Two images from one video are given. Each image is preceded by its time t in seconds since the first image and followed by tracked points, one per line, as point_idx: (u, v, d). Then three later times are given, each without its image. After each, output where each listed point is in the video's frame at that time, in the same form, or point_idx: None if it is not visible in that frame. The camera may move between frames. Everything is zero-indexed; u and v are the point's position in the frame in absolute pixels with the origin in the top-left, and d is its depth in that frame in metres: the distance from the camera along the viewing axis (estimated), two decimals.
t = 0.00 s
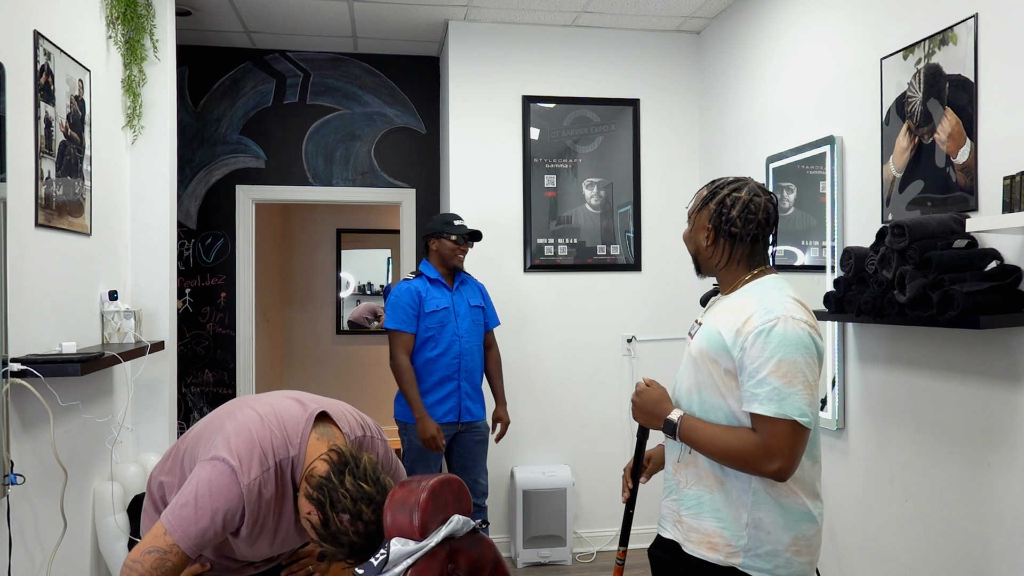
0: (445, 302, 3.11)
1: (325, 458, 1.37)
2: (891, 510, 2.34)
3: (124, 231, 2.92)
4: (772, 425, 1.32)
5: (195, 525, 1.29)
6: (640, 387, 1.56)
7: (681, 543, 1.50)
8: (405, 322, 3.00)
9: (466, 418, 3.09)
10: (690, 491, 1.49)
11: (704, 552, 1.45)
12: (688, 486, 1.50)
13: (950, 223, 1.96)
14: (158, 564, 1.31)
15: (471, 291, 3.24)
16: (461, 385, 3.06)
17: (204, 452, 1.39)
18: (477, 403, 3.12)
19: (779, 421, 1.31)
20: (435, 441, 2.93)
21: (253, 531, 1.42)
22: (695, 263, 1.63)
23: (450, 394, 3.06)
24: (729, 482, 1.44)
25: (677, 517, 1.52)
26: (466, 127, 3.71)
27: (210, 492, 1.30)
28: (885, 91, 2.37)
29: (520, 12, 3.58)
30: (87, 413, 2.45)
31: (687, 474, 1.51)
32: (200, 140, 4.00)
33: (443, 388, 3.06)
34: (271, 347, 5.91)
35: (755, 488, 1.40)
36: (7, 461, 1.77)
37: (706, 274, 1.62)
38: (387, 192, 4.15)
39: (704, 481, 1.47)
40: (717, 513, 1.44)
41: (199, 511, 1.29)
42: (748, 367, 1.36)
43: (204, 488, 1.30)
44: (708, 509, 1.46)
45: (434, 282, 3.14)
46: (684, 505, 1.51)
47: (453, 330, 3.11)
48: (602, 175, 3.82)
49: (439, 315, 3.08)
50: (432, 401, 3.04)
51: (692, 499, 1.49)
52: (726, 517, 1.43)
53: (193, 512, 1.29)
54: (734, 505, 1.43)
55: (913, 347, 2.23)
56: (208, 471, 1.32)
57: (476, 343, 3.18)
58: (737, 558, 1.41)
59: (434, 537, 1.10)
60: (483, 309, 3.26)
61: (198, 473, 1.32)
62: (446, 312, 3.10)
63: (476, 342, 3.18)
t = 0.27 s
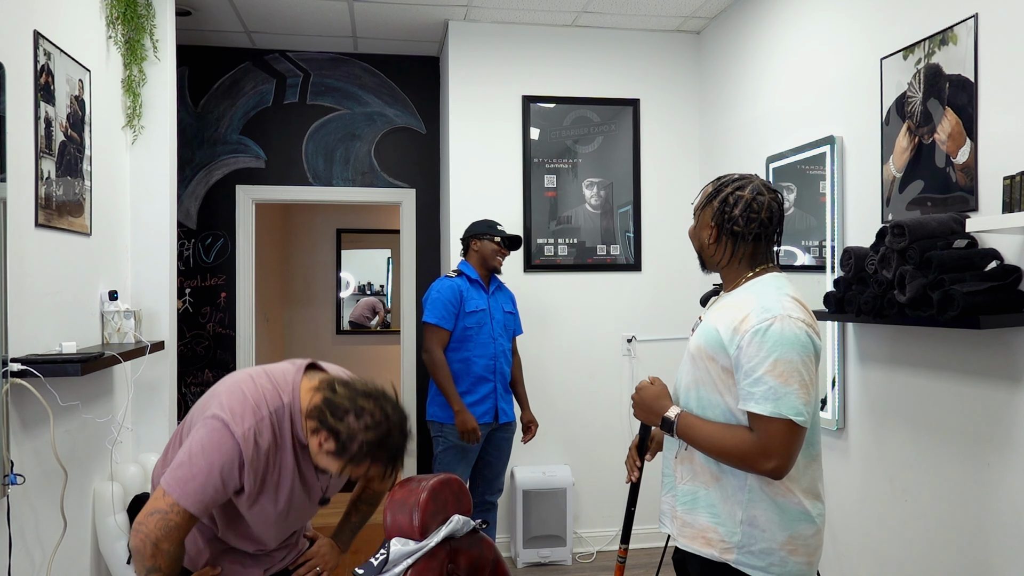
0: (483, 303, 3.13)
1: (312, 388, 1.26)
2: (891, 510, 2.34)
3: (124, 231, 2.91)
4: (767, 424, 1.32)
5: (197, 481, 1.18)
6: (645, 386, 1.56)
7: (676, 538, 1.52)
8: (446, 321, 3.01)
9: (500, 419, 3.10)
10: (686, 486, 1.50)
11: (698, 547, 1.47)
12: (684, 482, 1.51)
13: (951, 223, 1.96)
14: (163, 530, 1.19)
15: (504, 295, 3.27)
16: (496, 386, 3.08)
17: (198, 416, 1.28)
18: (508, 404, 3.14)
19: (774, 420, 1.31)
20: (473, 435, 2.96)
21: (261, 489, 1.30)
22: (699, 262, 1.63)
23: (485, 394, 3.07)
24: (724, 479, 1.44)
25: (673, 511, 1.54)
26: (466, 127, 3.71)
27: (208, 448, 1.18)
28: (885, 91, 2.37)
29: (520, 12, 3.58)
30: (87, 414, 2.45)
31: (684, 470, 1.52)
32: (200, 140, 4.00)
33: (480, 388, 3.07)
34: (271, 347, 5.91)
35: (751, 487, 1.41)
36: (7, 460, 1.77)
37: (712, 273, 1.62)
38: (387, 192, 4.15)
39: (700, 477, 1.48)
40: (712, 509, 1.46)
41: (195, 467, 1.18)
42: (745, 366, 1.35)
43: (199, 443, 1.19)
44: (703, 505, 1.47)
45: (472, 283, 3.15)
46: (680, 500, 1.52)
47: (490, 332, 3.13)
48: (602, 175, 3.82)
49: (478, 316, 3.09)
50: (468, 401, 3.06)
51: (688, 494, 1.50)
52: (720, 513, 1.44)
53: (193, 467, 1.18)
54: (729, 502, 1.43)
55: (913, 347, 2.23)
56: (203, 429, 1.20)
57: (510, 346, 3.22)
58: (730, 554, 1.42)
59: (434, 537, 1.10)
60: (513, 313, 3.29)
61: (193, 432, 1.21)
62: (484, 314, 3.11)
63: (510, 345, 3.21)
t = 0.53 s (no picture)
0: (511, 304, 3.09)
1: (238, 277, 1.51)
2: (892, 510, 2.34)
3: (124, 231, 2.91)
4: (759, 421, 1.31)
5: (198, 395, 1.30)
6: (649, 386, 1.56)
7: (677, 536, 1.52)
8: (473, 318, 2.99)
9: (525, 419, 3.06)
10: (686, 484, 1.50)
11: (698, 545, 1.47)
12: (684, 479, 1.52)
13: (951, 223, 1.96)
14: (200, 454, 1.31)
15: (532, 299, 3.23)
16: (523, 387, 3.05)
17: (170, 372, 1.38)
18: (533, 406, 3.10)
19: (766, 418, 1.31)
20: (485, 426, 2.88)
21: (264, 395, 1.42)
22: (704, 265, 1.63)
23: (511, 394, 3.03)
24: (724, 477, 1.44)
25: (674, 509, 1.54)
26: (466, 127, 3.71)
27: (189, 367, 1.31)
28: (885, 91, 2.37)
29: (520, 12, 3.58)
30: (87, 414, 2.45)
31: (684, 468, 1.52)
32: (200, 140, 4.00)
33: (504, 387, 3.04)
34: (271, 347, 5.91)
35: (751, 485, 1.40)
36: (7, 460, 1.77)
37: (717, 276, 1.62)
38: (387, 192, 4.15)
39: (700, 475, 1.48)
40: (712, 507, 1.46)
41: (191, 381, 1.30)
42: (739, 364, 1.36)
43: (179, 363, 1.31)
44: (704, 503, 1.47)
45: (505, 283, 3.12)
46: (680, 498, 1.52)
47: (518, 333, 3.10)
48: (602, 175, 3.82)
49: (506, 316, 3.06)
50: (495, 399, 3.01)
51: (687, 492, 1.50)
52: (721, 511, 1.44)
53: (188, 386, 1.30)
54: (729, 500, 1.43)
55: (913, 347, 2.23)
56: (176, 358, 1.33)
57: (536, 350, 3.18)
58: (731, 552, 1.42)
59: (434, 537, 1.10)
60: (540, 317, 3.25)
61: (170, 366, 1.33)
62: (513, 314, 3.08)
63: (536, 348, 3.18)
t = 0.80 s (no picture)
0: (542, 307, 3.03)
1: (210, 270, 1.58)
2: (892, 509, 2.34)
3: (124, 231, 2.91)
4: (756, 419, 1.31)
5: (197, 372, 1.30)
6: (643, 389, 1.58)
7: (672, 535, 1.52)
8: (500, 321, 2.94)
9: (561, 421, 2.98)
10: (683, 482, 1.51)
11: (693, 543, 1.47)
12: (680, 477, 1.52)
13: (951, 223, 1.96)
14: (202, 419, 1.25)
15: (562, 301, 3.17)
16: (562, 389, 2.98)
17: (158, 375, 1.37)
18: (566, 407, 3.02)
19: (762, 415, 1.31)
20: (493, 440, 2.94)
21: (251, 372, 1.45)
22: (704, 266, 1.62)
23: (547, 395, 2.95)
24: (720, 476, 1.45)
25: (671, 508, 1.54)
26: (466, 127, 3.71)
27: (179, 346, 1.32)
28: (885, 91, 2.37)
29: (521, 12, 3.58)
30: (87, 413, 2.46)
31: (681, 466, 1.52)
32: (200, 140, 4.00)
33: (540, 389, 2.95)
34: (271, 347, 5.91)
35: (747, 484, 1.41)
36: (7, 460, 1.77)
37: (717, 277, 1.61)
38: (387, 192, 4.15)
39: (696, 473, 1.48)
40: (708, 505, 1.46)
41: (185, 360, 1.31)
42: (736, 361, 1.36)
43: (169, 348, 1.33)
44: (700, 501, 1.47)
45: (533, 287, 3.04)
46: (676, 497, 1.53)
47: (549, 335, 3.03)
48: (602, 174, 3.82)
49: (535, 318, 3.00)
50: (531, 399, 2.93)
51: (683, 490, 1.51)
52: (716, 510, 1.45)
53: (182, 366, 1.30)
54: (725, 499, 1.44)
55: (913, 347, 2.23)
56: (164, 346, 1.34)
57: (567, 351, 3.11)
58: (726, 551, 1.42)
59: (435, 537, 1.10)
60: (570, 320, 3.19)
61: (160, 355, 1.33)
62: (543, 316, 3.02)
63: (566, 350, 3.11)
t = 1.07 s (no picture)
0: (574, 309, 2.99)
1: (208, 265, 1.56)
2: (892, 510, 2.34)
3: (124, 231, 2.91)
4: (758, 419, 1.31)
5: (193, 367, 1.34)
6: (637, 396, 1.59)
7: (672, 537, 1.52)
8: (537, 329, 2.89)
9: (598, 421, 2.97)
10: (682, 483, 1.51)
11: (694, 544, 1.47)
12: (679, 479, 1.52)
13: (950, 223, 1.96)
14: (199, 414, 1.29)
15: (594, 297, 3.12)
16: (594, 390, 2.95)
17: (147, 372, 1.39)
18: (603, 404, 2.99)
19: (762, 414, 1.31)
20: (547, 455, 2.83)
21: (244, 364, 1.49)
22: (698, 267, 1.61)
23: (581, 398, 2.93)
24: (719, 477, 1.45)
25: (671, 509, 1.54)
26: (466, 127, 3.71)
27: (175, 342, 1.35)
28: (885, 91, 2.37)
29: (521, 12, 3.58)
30: (87, 413, 2.46)
31: (680, 467, 1.52)
32: (200, 140, 4.00)
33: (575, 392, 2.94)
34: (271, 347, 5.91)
35: (747, 484, 1.41)
36: (7, 461, 1.77)
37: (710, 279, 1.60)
38: (387, 192, 4.15)
39: (696, 474, 1.48)
40: (708, 506, 1.46)
41: (182, 356, 1.34)
42: (736, 361, 1.36)
43: (165, 344, 1.35)
44: (700, 502, 1.48)
45: (563, 288, 3.01)
46: (676, 498, 1.53)
47: (582, 336, 3.00)
48: (602, 175, 3.82)
49: (569, 322, 2.96)
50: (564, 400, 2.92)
51: (683, 491, 1.51)
52: (716, 510, 1.45)
53: (178, 361, 1.34)
54: (725, 499, 1.44)
55: (913, 347, 2.23)
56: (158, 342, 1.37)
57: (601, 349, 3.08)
58: (726, 552, 1.42)
59: (434, 537, 1.10)
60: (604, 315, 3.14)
61: (154, 352, 1.36)
62: (576, 318, 2.98)
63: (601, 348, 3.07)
